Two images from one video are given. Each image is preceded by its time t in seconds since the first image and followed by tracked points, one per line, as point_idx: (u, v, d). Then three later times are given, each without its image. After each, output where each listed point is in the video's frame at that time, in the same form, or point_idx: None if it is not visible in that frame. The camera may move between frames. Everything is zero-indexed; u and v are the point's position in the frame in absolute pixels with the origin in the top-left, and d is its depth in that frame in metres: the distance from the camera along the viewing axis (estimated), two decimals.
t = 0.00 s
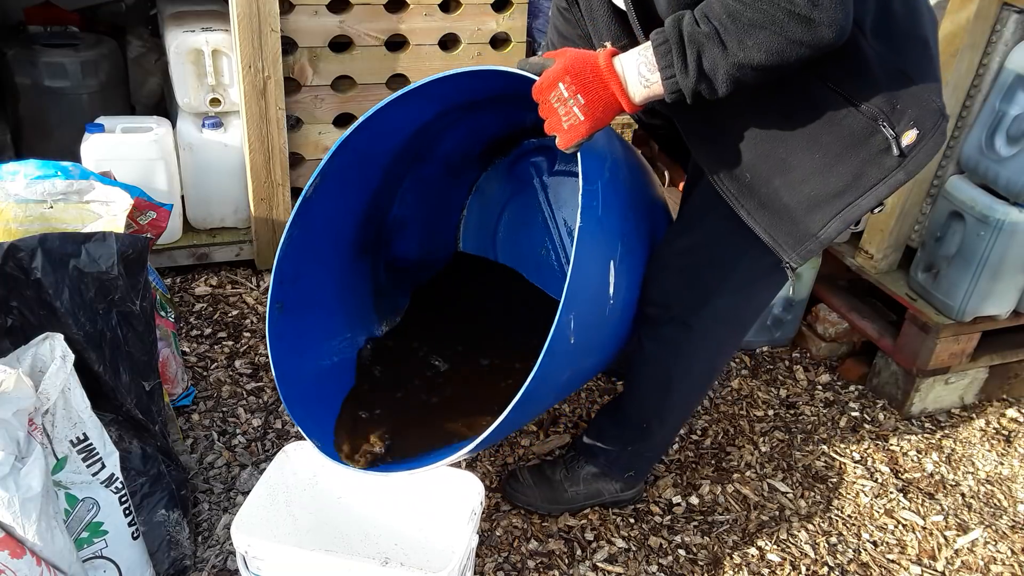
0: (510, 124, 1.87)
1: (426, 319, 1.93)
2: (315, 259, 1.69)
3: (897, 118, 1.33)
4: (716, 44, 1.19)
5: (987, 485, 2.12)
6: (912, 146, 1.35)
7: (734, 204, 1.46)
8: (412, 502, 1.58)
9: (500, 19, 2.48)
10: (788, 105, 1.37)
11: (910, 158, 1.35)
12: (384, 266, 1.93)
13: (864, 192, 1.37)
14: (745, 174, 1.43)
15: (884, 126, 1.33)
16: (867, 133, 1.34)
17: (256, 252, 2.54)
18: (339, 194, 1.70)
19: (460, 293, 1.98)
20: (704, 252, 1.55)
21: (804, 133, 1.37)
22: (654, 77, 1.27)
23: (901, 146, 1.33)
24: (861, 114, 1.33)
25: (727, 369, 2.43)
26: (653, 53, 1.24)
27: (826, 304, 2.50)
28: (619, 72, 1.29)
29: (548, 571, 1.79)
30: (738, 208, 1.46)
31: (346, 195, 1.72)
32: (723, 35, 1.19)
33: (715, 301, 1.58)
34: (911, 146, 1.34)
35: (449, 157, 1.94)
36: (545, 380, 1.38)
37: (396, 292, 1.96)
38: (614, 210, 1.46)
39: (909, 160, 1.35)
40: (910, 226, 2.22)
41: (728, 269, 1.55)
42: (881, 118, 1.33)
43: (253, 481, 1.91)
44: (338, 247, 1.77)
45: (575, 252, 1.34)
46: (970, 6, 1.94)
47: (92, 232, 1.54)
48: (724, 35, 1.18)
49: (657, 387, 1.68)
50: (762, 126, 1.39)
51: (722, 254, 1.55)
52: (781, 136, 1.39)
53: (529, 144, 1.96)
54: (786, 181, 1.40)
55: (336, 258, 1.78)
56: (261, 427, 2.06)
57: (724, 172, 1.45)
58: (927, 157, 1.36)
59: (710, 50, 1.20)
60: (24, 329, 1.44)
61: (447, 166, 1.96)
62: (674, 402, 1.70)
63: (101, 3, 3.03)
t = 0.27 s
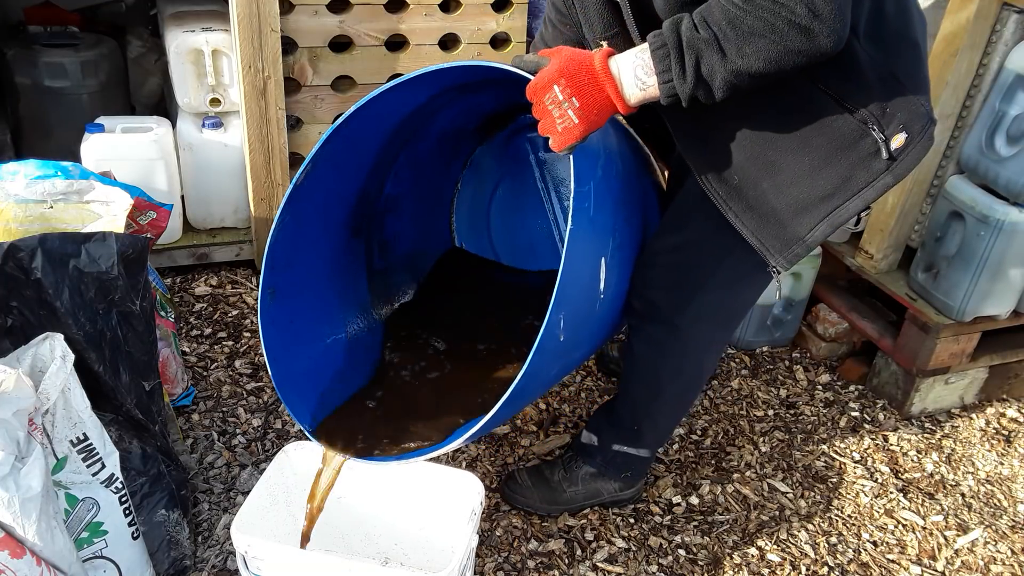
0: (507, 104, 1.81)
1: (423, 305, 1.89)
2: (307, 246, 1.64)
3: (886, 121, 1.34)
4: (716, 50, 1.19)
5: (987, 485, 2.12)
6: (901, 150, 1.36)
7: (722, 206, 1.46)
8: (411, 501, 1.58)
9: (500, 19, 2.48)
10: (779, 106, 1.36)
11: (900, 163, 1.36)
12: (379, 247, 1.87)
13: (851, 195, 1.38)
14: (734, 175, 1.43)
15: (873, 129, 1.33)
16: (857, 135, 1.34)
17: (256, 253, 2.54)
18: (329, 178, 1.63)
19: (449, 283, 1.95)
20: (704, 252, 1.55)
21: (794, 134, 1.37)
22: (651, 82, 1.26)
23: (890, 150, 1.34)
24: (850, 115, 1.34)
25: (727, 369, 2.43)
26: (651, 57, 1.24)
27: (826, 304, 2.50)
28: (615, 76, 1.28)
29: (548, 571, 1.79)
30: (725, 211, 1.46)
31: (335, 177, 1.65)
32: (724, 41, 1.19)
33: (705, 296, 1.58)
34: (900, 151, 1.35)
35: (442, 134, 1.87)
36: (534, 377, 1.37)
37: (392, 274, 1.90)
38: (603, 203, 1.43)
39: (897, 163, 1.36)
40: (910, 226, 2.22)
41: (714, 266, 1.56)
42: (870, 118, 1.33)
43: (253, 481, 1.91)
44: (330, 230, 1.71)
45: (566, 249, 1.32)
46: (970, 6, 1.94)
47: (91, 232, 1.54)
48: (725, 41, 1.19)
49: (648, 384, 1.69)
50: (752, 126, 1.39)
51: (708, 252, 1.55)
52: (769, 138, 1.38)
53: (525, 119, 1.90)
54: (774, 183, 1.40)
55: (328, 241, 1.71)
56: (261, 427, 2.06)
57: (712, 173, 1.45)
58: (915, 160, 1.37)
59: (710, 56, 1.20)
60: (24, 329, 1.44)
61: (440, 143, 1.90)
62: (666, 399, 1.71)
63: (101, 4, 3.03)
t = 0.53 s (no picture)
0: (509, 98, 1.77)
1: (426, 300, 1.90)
2: (310, 249, 1.63)
3: (883, 120, 1.35)
4: (718, 61, 1.19)
5: (987, 485, 2.12)
6: (897, 148, 1.37)
7: (718, 203, 1.45)
8: (410, 502, 1.58)
9: (500, 19, 2.48)
10: (779, 109, 1.36)
11: (896, 160, 1.38)
12: (380, 241, 1.87)
13: (848, 192, 1.38)
14: (731, 173, 1.43)
15: (870, 127, 1.34)
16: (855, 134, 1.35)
17: (256, 253, 2.54)
18: (329, 182, 1.61)
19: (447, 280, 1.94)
20: (704, 252, 1.55)
21: (793, 132, 1.37)
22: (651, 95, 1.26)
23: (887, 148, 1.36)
24: (848, 114, 1.34)
25: (727, 369, 2.43)
26: (651, 69, 1.23)
27: (826, 304, 2.50)
28: (615, 91, 1.27)
29: (548, 571, 1.79)
30: (724, 207, 1.44)
31: (334, 179, 1.62)
32: (726, 51, 1.18)
33: (702, 293, 1.58)
34: (896, 149, 1.37)
35: (443, 125, 1.83)
36: (534, 385, 1.37)
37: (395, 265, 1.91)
38: (602, 206, 1.41)
39: (893, 161, 1.38)
40: (909, 226, 2.22)
41: (712, 264, 1.56)
42: (868, 117, 1.34)
43: (253, 481, 1.91)
44: (330, 229, 1.69)
45: (566, 258, 1.31)
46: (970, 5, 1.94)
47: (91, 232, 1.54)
48: (727, 51, 1.18)
49: (646, 382, 1.69)
50: (750, 125, 1.38)
51: (705, 250, 1.55)
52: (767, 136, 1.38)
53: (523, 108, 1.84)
54: (772, 180, 1.40)
55: (330, 240, 1.70)
56: (261, 427, 2.06)
57: (709, 171, 1.44)
58: (909, 158, 1.39)
59: (712, 67, 1.20)
60: (24, 329, 1.44)
61: (442, 134, 1.85)
62: (664, 399, 1.71)
63: (101, 4, 3.03)
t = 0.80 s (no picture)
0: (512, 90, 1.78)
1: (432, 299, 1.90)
2: (316, 249, 1.62)
3: (884, 119, 1.35)
4: (729, 64, 1.19)
5: (987, 485, 2.12)
6: (898, 146, 1.37)
7: (721, 203, 1.45)
8: (411, 502, 1.58)
9: (500, 19, 2.48)
10: (785, 112, 1.36)
11: (896, 159, 1.38)
12: (385, 237, 1.86)
13: (850, 191, 1.38)
14: (733, 173, 1.43)
15: (871, 127, 1.34)
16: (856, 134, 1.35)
17: (256, 253, 2.54)
18: (335, 181, 1.60)
19: (450, 280, 1.95)
20: (704, 252, 1.55)
21: (795, 132, 1.37)
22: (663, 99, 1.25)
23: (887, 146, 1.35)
24: (850, 114, 1.34)
25: (727, 369, 2.43)
26: (662, 73, 1.23)
27: (826, 304, 2.50)
28: (625, 96, 1.27)
29: (548, 571, 1.79)
30: (725, 208, 1.45)
31: (342, 176, 1.62)
32: (737, 54, 1.18)
33: (701, 293, 1.58)
34: (897, 147, 1.37)
35: (444, 120, 1.84)
36: (541, 387, 1.37)
37: (400, 261, 1.90)
38: (611, 210, 1.41)
39: (894, 159, 1.38)
40: (910, 226, 2.22)
41: (712, 265, 1.56)
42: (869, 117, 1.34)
43: (253, 481, 1.91)
44: (337, 227, 1.69)
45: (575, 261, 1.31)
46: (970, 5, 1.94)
47: (91, 232, 1.54)
48: (738, 54, 1.18)
49: (645, 382, 1.69)
50: (753, 125, 1.38)
51: (705, 250, 1.55)
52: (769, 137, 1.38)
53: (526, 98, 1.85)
54: (774, 181, 1.40)
55: (337, 238, 1.70)
56: (261, 427, 2.06)
57: (711, 171, 1.44)
58: (910, 156, 1.39)
59: (723, 70, 1.19)
60: (24, 329, 1.44)
61: (442, 129, 1.87)
62: (663, 399, 1.71)
63: (101, 4, 3.03)
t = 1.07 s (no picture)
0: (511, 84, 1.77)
1: (434, 294, 1.90)
2: (320, 249, 1.61)
3: (881, 119, 1.35)
4: (732, 67, 1.20)
5: (985, 484, 2.13)
6: (895, 145, 1.37)
7: (718, 200, 1.47)
8: (413, 499, 1.59)
9: (500, 20, 2.49)
10: (784, 113, 1.37)
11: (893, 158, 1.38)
12: (386, 232, 1.86)
13: (846, 189, 1.39)
14: (731, 171, 1.44)
15: (868, 127, 1.35)
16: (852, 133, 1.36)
17: (257, 253, 2.55)
18: (339, 181, 1.59)
19: (452, 276, 1.96)
20: (703, 252, 1.56)
21: (793, 130, 1.38)
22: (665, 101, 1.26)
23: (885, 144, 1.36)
24: (848, 113, 1.35)
25: (726, 369, 2.44)
26: (665, 75, 1.23)
27: (824, 304, 2.51)
28: (629, 100, 1.27)
29: (548, 570, 1.80)
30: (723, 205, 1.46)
31: (345, 176, 1.61)
32: (740, 57, 1.19)
33: (701, 293, 1.59)
34: (893, 147, 1.37)
35: (444, 115, 1.82)
36: (543, 385, 1.38)
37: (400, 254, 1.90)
38: (613, 208, 1.42)
39: (890, 159, 1.38)
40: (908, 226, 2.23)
41: (712, 265, 1.57)
42: (865, 117, 1.35)
43: (254, 480, 1.92)
44: (340, 226, 1.68)
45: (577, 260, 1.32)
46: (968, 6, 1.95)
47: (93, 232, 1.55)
48: (741, 57, 1.19)
49: (645, 381, 1.70)
50: (752, 123, 1.39)
51: (704, 250, 1.56)
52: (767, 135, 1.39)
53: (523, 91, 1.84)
54: (772, 179, 1.41)
55: (340, 236, 1.69)
56: (262, 426, 2.07)
57: (709, 169, 1.45)
58: (906, 157, 1.40)
59: (726, 73, 1.20)
60: (26, 329, 1.45)
61: (443, 123, 1.85)
62: (663, 398, 1.72)
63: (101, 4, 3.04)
